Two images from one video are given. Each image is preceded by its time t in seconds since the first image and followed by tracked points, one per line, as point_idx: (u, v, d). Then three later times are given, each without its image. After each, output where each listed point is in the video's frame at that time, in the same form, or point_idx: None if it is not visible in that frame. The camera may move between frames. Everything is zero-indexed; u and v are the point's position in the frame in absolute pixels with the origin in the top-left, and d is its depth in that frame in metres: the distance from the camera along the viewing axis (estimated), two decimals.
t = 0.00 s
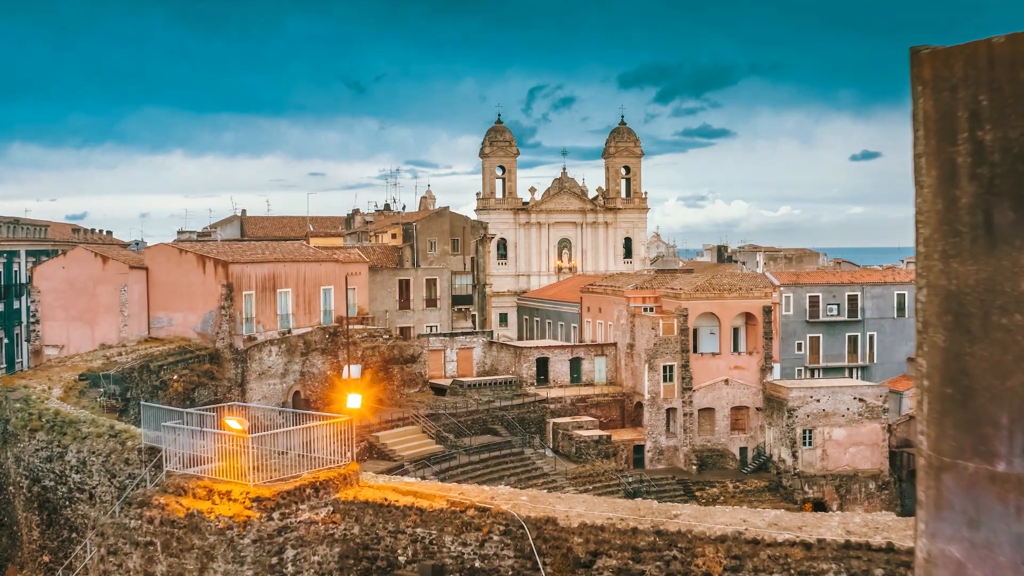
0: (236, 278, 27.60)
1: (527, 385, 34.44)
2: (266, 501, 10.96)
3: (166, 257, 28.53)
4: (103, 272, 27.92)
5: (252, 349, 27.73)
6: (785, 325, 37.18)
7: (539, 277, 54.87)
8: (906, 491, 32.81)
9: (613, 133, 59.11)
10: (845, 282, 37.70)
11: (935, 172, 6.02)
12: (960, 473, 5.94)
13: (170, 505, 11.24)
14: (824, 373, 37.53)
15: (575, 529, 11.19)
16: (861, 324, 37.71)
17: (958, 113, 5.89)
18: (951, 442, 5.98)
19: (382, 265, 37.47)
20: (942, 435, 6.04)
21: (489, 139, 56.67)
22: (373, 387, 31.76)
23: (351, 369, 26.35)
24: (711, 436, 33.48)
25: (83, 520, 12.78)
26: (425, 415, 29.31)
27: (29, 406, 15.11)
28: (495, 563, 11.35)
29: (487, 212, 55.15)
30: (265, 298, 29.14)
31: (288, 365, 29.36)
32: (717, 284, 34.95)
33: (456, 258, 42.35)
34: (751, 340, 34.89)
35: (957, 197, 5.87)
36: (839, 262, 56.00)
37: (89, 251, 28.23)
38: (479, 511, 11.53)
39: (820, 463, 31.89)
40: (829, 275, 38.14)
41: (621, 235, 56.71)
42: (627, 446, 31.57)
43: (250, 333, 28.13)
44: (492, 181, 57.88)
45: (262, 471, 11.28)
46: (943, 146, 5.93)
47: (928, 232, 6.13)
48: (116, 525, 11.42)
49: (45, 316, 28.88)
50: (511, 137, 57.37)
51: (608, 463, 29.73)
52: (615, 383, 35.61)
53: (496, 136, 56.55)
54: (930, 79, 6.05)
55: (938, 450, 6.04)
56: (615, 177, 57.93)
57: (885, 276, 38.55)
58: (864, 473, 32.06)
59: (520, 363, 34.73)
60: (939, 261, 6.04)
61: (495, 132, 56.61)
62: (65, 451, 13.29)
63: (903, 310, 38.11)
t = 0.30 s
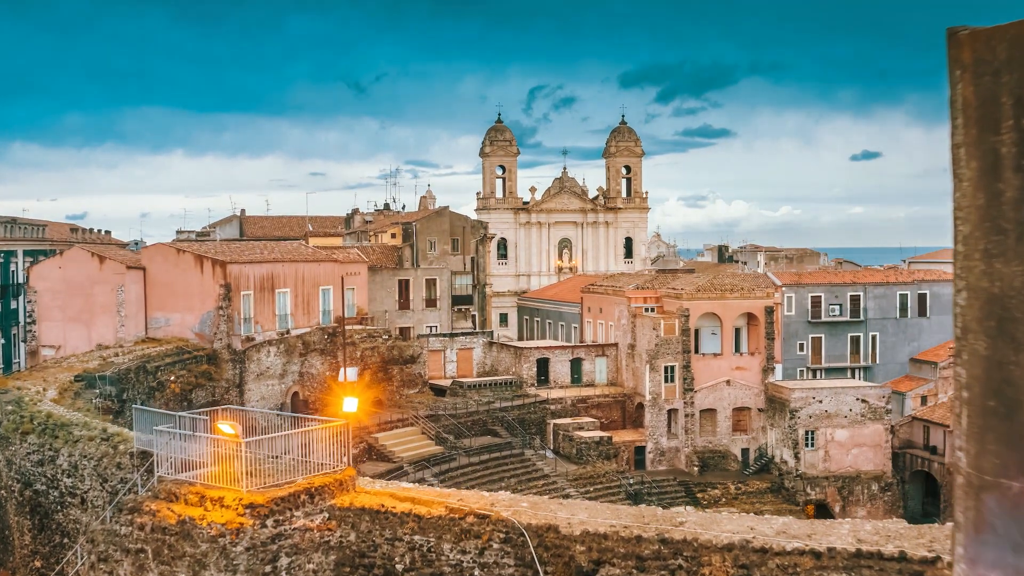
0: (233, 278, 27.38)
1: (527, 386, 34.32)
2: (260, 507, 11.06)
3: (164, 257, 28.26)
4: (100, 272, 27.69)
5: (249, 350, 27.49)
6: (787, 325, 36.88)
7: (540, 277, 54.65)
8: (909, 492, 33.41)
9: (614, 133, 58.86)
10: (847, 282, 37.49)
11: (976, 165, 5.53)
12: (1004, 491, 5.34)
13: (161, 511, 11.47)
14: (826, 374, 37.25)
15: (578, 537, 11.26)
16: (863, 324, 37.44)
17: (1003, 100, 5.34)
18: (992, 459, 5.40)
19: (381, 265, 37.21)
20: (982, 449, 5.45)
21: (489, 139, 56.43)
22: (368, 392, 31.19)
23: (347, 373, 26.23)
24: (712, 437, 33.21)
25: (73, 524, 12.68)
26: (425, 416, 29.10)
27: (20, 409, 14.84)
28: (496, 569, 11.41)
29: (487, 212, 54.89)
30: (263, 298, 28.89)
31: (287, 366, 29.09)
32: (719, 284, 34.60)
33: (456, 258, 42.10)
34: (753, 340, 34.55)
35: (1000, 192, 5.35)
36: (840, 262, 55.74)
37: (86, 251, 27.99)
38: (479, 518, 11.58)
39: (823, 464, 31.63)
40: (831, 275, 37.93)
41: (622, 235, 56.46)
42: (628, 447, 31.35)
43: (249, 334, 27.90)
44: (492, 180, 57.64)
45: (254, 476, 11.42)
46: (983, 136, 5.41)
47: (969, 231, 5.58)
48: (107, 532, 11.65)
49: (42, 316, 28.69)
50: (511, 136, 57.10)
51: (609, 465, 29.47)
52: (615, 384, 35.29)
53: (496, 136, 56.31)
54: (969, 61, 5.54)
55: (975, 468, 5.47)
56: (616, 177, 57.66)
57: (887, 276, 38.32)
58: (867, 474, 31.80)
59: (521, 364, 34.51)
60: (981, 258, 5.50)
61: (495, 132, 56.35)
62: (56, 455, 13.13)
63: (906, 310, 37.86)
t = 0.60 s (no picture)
0: (231, 278, 27.14)
1: (527, 386, 34.02)
2: (252, 517, 11.92)
3: (161, 257, 27.97)
4: (97, 272, 27.34)
5: (247, 351, 27.23)
6: (790, 326, 36.59)
7: (540, 277, 54.36)
8: (911, 493, 33.22)
9: (614, 132, 58.53)
10: (849, 282, 37.23)
11: None
12: None
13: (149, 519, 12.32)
14: (828, 375, 36.96)
15: (581, 547, 12.27)
16: (867, 324, 37.11)
17: None
18: None
19: (380, 265, 36.89)
20: None
21: (489, 138, 56.10)
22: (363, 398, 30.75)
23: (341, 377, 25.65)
24: (714, 438, 32.91)
25: (63, 530, 13.30)
26: (424, 417, 28.82)
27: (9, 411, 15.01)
28: None
29: (487, 212, 54.55)
30: (261, 298, 28.62)
31: (285, 367, 28.79)
32: (721, 284, 34.25)
33: (456, 258, 41.80)
34: (754, 341, 34.26)
35: None
36: (842, 262, 55.41)
37: (82, 250, 27.64)
38: (479, 526, 12.54)
39: (825, 465, 31.30)
40: (834, 276, 37.67)
41: (622, 235, 56.15)
42: (629, 449, 31.12)
43: (246, 335, 27.65)
44: (492, 180, 57.30)
45: (245, 484, 12.41)
46: None
47: None
48: (96, 539, 12.58)
49: (38, 317, 28.48)
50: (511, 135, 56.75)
51: (610, 466, 29.16)
52: (616, 385, 34.95)
53: (496, 135, 55.96)
54: None
55: None
56: (617, 176, 57.34)
57: (890, 276, 38.05)
58: (869, 476, 31.50)
59: (521, 365, 34.20)
60: None
61: (495, 131, 56.00)
62: (48, 460, 13.66)
63: (909, 310, 37.58)
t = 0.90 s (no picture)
0: (229, 279, 26.89)
1: (527, 387, 33.73)
2: (245, 525, 12.26)
3: (158, 257, 27.69)
4: (93, 272, 27.05)
5: (245, 351, 26.99)
6: (791, 326, 36.12)
7: (540, 277, 54.12)
8: (915, 495, 32.90)
9: (615, 131, 58.24)
10: (851, 282, 37.00)
11: None
12: None
13: (139, 527, 12.59)
14: (830, 375, 36.66)
15: (583, 556, 12.16)
16: (868, 324, 36.90)
17: None
18: None
19: (379, 265, 36.62)
20: None
21: (489, 138, 55.83)
22: (360, 401, 30.23)
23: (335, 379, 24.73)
24: (716, 439, 32.63)
25: (53, 535, 13.72)
26: (424, 419, 28.54)
27: None
28: None
29: (488, 212, 54.28)
30: (259, 299, 28.38)
31: (283, 368, 28.53)
32: (722, 284, 33.95)
33: (455, 258, 41.53)
34: (755, 341, 34.00)
35: None
36: (843, 262, 55.17)
37: (78, 250, 27.27)
38: (477, 534, 12.54)
39: (827, 467, 30.99)
40: (836, 276, 37.40)
41: (623, 235, 55.88)
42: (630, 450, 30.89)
43: (244, 335, 27.42)
44: (492, 179, 57.03)
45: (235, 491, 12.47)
46: None
47: None
48: (84, 547, 12.92)
49: (34, 318, 28.10)
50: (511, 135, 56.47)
51: (611, 468, 28.89)
52: (617, 386, 34.66)
53: (496, 134, 55.68)
54: None
55: None
56: (618, 176, 57.08)
57: (893, 276, 37.77)
58: (872, 477, 31.21)
59: (521, 365, 33.87)
60: None
61: (495, 131, 55.72)
62: (38, 463, 13.97)
63: (912, 311, 37.32)
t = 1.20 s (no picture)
0: (226, 279, 26.61)
1: (528, 388, 33.42)
2: (235, 534, 12.14)
3: (155, 257, 27.39)
4: (89, 272, 26.69)
5: (243, 352, 26.70)
6: (794, 326, 35.81)
7: (540, 276, 53.85)
8: (918, 496, 32.57)
9: (615, 130, 57.91)
10: (854, 282, 36.69)
11: None
12: None
13: (127, 536, 12.50)
14: (832, 376, 36.36)
15: (585, 565, 11.94)
16: (871, 324, 36.59)
17: None
18: None
19: (379, 265, 36.32)
20: None
21: (489, 137, 55.52)
22: (356, 403, 29.93)
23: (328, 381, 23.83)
24: (717, 440, 32.33)
25: (41, 542, 13.71)
26: (423, 420, 28.21)
27: None
28: None
29: (488, 211, 54.00)
30: (257, 299, 28.09)
31: (281, 369, 28.23)
32: (724, 284, 33.62)
33: (455, 257, 41.22)
34: (757, 342, 33.69)
35: None
36: (845, 262, 54.88)
37: (73, 249, 26.88)
38: (476, 543, 12.32)
39: (830, 468, 30.72)
40: (838, 275, 37.08)
41: (624, 235, 55.56)
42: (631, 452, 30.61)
43: (242, 336, 27.14)
44: (492, 179, 56.73)
45: (226, 499, 12.40)
46: None
47: None
48: (72, 555, 12.90)
49: (28, 319, 27.68)
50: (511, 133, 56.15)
51: (612, 469, 28.62)
52: (617, 386, 34.38)
53: (495, 133, 55.37)
54: None
55: None
56: (618, 175, 56.76)
57: (896, 276, 37.45)
58: (875, 479, 30.91)
59: (521, 366, 33.56)
60: None
61: (495, 129, 55.41)
62: (26, 468, 14.09)
63: (914, 310, 37.01)
